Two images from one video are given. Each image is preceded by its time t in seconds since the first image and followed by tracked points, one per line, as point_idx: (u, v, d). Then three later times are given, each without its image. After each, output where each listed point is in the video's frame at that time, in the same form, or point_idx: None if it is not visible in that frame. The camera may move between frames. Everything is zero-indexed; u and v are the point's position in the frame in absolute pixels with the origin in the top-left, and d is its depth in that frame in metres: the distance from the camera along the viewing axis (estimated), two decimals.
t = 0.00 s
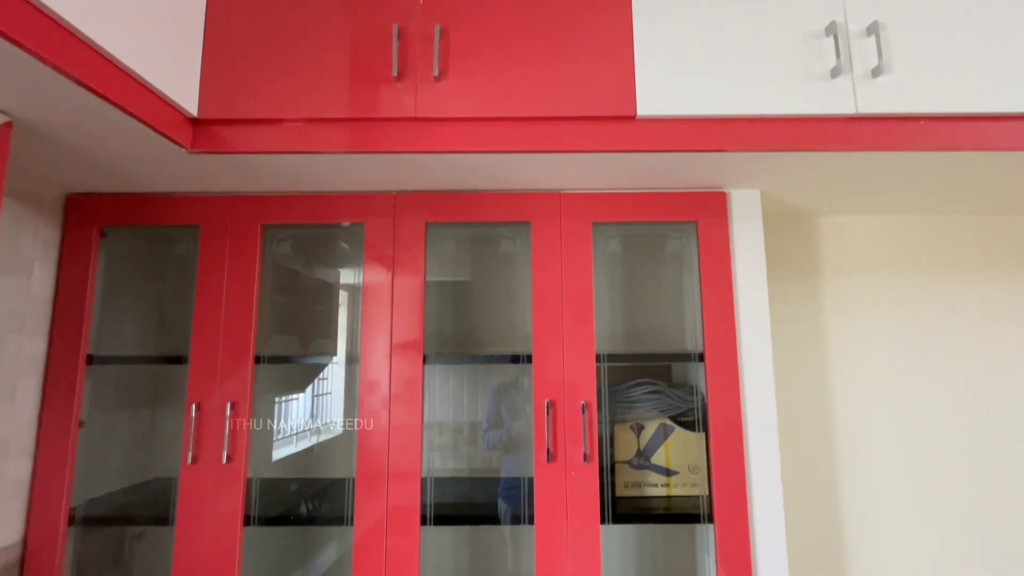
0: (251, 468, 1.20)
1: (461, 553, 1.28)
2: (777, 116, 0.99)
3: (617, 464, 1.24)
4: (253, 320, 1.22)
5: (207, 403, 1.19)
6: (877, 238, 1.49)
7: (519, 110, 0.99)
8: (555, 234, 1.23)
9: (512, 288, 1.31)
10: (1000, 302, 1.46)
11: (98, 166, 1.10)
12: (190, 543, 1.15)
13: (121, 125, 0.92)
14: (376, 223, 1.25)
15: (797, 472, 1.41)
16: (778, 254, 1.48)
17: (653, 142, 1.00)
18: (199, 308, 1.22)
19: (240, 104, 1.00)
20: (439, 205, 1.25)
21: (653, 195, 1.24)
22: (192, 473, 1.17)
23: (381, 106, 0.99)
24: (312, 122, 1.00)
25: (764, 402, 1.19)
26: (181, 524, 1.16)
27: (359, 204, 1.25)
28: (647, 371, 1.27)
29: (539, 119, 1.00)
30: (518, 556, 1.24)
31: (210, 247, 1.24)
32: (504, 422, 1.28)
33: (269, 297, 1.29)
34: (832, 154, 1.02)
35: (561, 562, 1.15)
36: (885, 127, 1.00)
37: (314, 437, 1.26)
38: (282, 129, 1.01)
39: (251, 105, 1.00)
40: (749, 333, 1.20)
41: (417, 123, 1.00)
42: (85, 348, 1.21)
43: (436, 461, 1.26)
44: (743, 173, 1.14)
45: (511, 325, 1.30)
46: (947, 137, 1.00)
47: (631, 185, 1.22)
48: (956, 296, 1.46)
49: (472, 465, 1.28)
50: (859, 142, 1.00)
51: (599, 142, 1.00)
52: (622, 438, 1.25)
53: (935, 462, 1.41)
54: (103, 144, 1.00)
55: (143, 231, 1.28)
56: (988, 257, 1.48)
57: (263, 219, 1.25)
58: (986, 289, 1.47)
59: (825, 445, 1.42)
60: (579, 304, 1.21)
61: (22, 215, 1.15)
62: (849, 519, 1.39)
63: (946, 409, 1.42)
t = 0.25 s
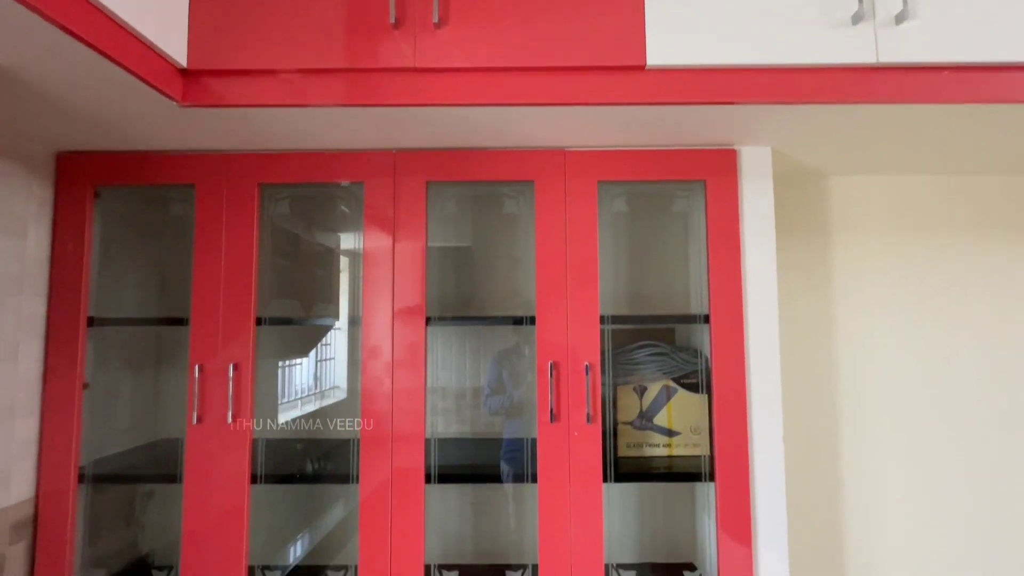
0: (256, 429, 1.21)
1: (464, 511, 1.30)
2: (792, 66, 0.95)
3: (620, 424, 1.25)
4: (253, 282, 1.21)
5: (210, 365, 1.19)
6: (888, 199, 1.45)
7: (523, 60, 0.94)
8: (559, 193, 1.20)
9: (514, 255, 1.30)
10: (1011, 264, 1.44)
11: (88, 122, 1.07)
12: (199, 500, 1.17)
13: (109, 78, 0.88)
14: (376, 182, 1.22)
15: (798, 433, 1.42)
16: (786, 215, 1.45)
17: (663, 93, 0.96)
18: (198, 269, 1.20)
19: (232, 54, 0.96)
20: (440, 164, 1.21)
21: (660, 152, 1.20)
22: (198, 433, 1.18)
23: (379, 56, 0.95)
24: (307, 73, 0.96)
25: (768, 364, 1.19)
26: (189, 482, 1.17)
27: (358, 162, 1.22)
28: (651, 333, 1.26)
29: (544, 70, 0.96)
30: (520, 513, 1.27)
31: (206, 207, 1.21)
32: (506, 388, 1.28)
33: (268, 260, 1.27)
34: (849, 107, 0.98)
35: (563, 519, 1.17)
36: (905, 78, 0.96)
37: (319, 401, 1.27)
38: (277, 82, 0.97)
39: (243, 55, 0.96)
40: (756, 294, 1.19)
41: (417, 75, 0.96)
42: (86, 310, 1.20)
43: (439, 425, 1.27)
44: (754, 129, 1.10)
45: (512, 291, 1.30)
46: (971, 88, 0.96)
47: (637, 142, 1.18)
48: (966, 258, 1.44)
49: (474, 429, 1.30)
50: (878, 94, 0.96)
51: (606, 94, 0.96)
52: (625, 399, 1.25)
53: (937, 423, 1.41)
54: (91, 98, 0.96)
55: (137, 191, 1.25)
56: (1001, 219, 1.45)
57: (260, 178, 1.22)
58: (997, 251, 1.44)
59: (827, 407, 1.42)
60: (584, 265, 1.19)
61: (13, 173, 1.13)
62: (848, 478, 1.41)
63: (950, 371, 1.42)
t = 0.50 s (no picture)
0: (257, 397, 1.22)
1: (467, 475, 1.32)
2: (806, 20, 0.90)
3: (620, 392, 1.25)
4: (250, 249, 1.19)
5: (209, 332, 1.19)
6: (897, 164, 1.42)
7: (524, 13, 0.90)
8: (561, 156, 1.17)
9: (514, 225, 1.30)
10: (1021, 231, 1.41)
11: (73, 82, 1.03)
12: (203, 465, 1.18)
13: (92, 33, 0.84)
14: (373, 145, 1.19)
15: (799, 400, 1.42)
16: (793, 181, 1.42)
17: (670, 50, 0.92)
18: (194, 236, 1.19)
19: (219, 8, 0.92)
20: (439, 126, 1.18)
21: (666, 114, 1.17)
22: (200, 399, 1.18)
23: (373, 10, 0.91)
24: (299, 28, 0.92)
25: (771, 331, 1.18)
26: (192, 448, 1.18)
27: (355, 125, 1.19)
28: (653, 301, 1.25)
29: (546, 24, 0.91)
30: (520, 478, 1.28)
31: (200, 172, 1.18)
32: (506, 359, 1.28)
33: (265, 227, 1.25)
34: (863, 64, 0.94)
35: (564, 483, 1.18)
36: (924, 32, 0.91)
37: (320, 370, 1.29)
38: (267, 38, 0.93)
39: (232, 9, 0.92)
40: (760, 260, 1.17)
41: (413, 30, 0.92)
42: (82, 278, 1.19)
43: (441, 395, 1.29)
44: (764, 88, 1.06)
45: (512, 262, 1.30)
46: (993, 43, 0.91)
47: (642, 103, 1.15)
48: (975, 224, 1.41)
49: (476, 399, 1.31)
50: (895, 50, 0.92)
51: (611, 50, 0.92)
52: (625, 367, 1.25)
53: (938, 390, 1.41)
54: (75, 56, 0.93)
55: (129, 155, 1.22)
56: (1013, 184, 1.42)
57: (254, 141, 1.19)
58: (1008, 217, 1.41)
59: (829, 374, 1.42)
60: (586, 231, 1.17)
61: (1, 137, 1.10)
62: (847, 444, 1.42)
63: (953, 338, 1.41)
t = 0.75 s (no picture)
0: (255, 357, 1.21)
1: (466, 436, 1.36)
2: None
3: (620, 351, 1.25)
4: (243, 207, 1.17)
5: (205, 292, 1.18)
6: (912, 118, 1.37)
7: None
8: (562, 108, 1.12)
9: (515, 187, 1.29)
10: None
11: (49, 28, 0.98)
12: (204, 424, 1.19)
13: None
14: (367, 97, 1.14)
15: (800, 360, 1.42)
16: (803, 136, 1.38)
17: None
18: (184, 194, 1.16)
19: None
20: (435, 77, 1.13)
21: (672, 63, 1.11)
22: (198, 358, 1.18)
23: None
24: None
25: (774, 290, 1.16)
26: (193, 406, 1.19)
27: (347, 75, 1.14)
28: (654, 260, 1.23)
29: None
30: (520, 437, 1.32)
31: (188, 125, 1.14)
32: (507, 323, 1.30)
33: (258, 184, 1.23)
34: (883, 6, 0.89)
35: (563, 440, 1.19)
36: None
37: (320, 333, 1.31)
38: None
39: None
40: (765, 218, 1.14)
41: None
42: (73, 236, 1.17)
43: (441, 357, 1.30)
44: (777, 34, 1.01)
45: (512, 223, 1.30)
46: None
47: (648, 51, 1.10)
48: (989, 182, 1.37)
49: (476, 361, 1.34)
50: None
51: None
52: (625, 327, 1.25)
53: (940, 351, 1.41)
54: None
55: (115, 108, 1.18)
56: None
57: (243, 93, 1.14)
58: None
59: (831, 335, 1.41)
60: (588, 187, 1.14)
61: None
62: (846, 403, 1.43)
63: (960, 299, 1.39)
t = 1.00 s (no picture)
0: (253, 322, 1.21)
1: (468, 404, 1.39)
2: None
3: (620, 316, 1.24)
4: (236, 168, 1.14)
5: (200, 256, 1.16)
6: (927, 77, 1.32)
7: None
8: (564, 64, 1.08)
9: (514, 152, 1.27)
10: None
11: None
12: (205, 388, 1.20)
13: None
14: (360, 52, 1.10)
15: (801, 325, 1.42)
16: (813, 95, 1.34)
17: None
18: (175, 155, 1.13)
19: None
20: (432, 30, 1.08)
21: (679, 15, 1.07)
22: (197, 322, 1.17)
23: None
24: None
25: (778, 254, 1.14)
26: (193, 370, 1.19)
27: (340, 28, 1.09)
28: (657, 224, 1.22)
29: None
30: (518, 401, 1.33)
31: (176, 83, 1.11)
32: (508, 291, 1.29)
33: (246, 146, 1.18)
34: None
35: (563, 404, 1.19)
36: None
37: (320, 302, 1.32)
38: None
39: None
40: (771, 180, 1.11)
41: None
42: (64, 199, 1.14)
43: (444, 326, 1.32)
44: None
45: (512, 189, 1.27)
46: None
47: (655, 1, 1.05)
48: (1003, 143, 1.34)
49: (476, 328, 1.35)
50: None
51: None
52: (626, 292, 1.24)
53: (943, 317, 1.40)
54: None
55: (100, 65, 1.14)
56: None
57: (232, 48, 1.10)
58: None
59: (834, 300, 1.40)
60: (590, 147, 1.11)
61: None
62: (846, 369, 1.43)
63: (966, 265, 1.38)
